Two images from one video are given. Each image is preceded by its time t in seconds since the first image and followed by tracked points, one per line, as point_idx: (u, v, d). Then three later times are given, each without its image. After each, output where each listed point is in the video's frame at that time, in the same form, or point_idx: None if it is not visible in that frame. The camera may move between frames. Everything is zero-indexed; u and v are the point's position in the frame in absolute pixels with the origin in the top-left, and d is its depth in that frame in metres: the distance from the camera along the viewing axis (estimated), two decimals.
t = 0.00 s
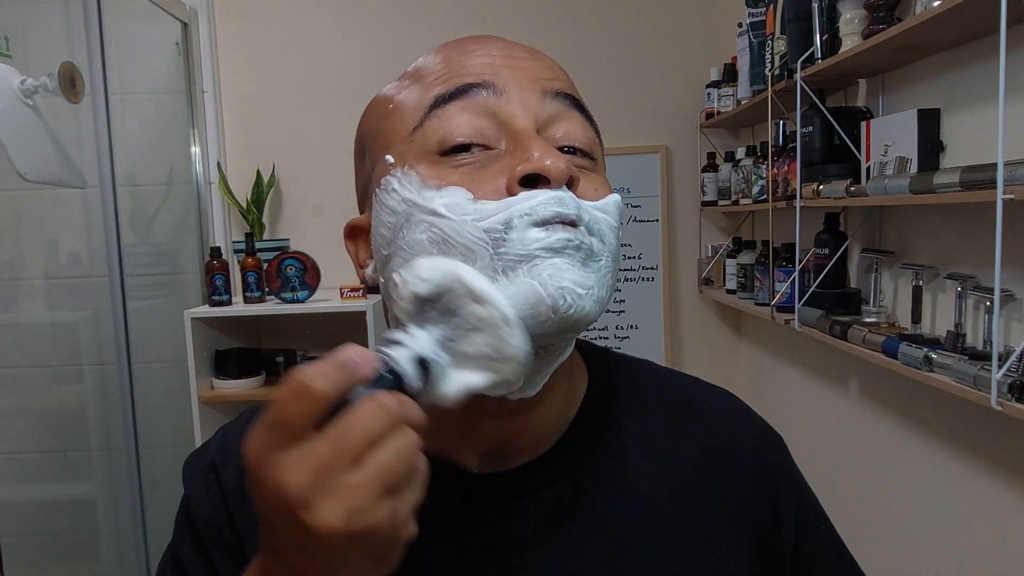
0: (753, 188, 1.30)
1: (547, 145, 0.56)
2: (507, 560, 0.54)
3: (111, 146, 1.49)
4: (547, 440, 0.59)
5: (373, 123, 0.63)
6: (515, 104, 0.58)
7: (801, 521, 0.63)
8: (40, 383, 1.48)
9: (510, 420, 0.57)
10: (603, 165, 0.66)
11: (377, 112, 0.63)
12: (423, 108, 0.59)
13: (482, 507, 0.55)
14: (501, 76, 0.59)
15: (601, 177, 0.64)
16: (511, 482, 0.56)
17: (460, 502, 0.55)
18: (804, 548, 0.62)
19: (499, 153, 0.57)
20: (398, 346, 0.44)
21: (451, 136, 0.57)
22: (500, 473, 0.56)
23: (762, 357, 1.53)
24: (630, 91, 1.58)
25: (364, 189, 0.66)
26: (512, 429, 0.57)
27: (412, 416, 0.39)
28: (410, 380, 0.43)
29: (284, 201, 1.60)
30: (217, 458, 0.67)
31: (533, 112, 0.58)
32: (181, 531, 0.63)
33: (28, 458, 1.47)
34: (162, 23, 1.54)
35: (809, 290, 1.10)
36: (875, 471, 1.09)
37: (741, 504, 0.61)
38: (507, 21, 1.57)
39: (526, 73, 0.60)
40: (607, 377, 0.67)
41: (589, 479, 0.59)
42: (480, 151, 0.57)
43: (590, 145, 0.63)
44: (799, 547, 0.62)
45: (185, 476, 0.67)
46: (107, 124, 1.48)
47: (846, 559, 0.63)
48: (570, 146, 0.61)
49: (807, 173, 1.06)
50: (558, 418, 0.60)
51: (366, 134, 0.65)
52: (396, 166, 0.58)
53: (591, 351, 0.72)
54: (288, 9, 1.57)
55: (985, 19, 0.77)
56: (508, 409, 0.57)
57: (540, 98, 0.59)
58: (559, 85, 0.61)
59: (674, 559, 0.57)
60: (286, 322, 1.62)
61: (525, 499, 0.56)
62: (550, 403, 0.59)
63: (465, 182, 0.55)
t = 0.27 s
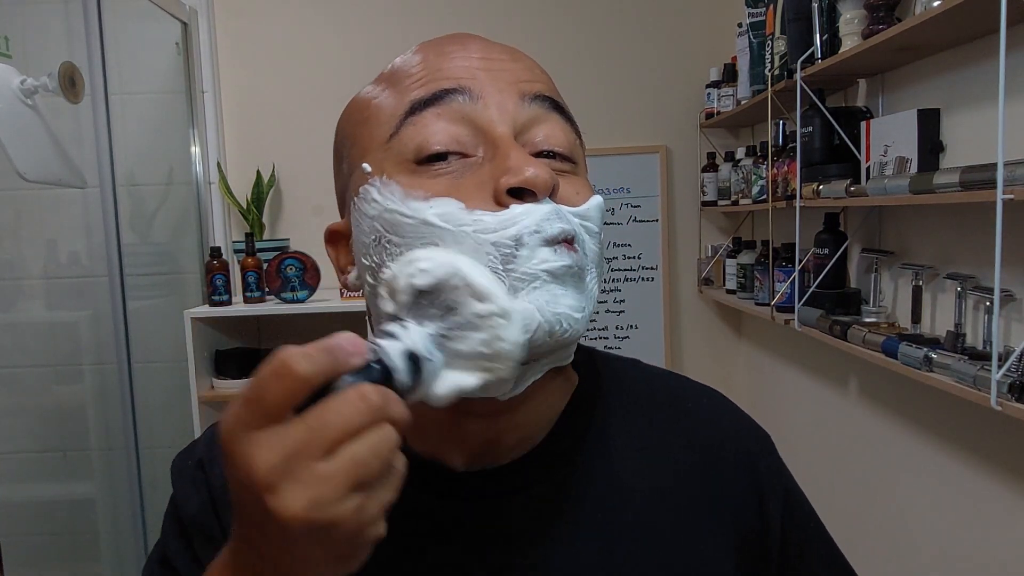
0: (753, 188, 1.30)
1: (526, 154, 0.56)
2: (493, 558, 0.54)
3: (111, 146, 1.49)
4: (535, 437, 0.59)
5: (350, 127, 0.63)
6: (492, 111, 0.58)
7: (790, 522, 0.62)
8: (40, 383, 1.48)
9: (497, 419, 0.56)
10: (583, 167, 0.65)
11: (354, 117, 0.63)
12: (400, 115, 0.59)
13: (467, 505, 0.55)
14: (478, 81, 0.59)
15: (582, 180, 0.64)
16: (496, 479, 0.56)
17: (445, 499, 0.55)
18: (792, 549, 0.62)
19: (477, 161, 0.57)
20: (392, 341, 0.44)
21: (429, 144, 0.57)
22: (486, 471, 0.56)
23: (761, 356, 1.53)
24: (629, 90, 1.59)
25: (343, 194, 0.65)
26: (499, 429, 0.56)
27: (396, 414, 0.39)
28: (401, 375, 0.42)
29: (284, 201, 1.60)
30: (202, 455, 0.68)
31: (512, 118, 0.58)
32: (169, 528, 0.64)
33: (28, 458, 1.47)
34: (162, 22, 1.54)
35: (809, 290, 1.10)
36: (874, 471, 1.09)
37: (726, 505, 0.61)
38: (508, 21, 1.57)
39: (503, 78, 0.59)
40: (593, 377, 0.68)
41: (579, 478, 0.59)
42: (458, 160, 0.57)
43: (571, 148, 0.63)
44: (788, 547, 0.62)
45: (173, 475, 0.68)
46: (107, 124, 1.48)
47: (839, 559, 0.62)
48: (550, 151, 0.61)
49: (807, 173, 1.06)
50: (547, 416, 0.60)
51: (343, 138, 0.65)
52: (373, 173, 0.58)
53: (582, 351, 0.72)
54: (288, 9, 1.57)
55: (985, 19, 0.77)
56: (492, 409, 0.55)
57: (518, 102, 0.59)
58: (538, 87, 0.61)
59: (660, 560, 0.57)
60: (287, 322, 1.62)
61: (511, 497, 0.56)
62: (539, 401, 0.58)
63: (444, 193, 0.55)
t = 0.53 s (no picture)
0: (753, 188, 1.30)
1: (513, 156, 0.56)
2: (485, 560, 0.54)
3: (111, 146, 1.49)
4: (526, 437, 0.59)
5: (337, 129, 0.63)
6: (479, 112, 0.57)
7: (778, 519, 0.63)
8: (40, 383, 1.48)
9: (488, 419, 0.57)
10: (572, 168, 0.65)
11: (341, 120, 0.63)
12: (386, 117, 0.59)
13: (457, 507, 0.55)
14: (464, 82, 0.59)
15: (571, 181, 0.64)
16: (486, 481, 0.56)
17: (434, 502, 0.55)
18: (779, 545, 0.63)
19: (464, 163, 0.57)
20: (385, 329, 0.42)
21: (415, 147, 0.57)
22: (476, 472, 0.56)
23: (761, 356, 1.53)
24: (630, 91, 1.59)
25: (331, 198, 0.66)
26: (488, 429, 0.57)
27: (388, 408, 0.38)
28: (393, 366, 0.41)
29: (284, 201, 1.60)
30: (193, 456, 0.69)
31: (499, 120, 0.58)
32: (159, 527, 0.65)
33: (28, 458, 1.47)
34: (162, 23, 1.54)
35: (809, 290, 1.10)
36: (875, 471, 1.09)
37: (717, 504, 0.61)
38: (508, 21, 1.57)
39: (490, 79, 0.59)
40: (584, 377, 0.67)
41: (571, 478, 0.59)
42: (445, 162, 0.57)
43: (559, 149, 0.62)
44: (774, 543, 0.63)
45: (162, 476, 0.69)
46: (107, 124, 1.48)
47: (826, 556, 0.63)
48: (538, 153, 0.60)
49: (807, 173, 1.06)
50: (537, 416, 0.60)
51: (330, 141, 0.65)
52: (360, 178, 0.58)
53: (575, 351, 0.72)
54: (288, 9, 1.57)
55: (986, 19, 0.76)
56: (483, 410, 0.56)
57: (504, 104, 0.59)
58: (525, 88, 0.61)
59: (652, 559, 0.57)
60: (287, 322, 1.62)
61: (501, 498, 0.56)
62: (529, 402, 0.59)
63: (431, 196, 0.55)
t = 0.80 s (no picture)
0: (753, 188, 1.30)
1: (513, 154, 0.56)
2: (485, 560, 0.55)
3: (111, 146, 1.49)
4: (527, 437, 0.59)
5: (340, 128, 0.63)
6: (481, 111, 0.58)
7: (777, 521, 0.62)
8: (40, 383, 1.48)
9: (487, 418, 0.57)
10: (574, 166, 0.66)
11: (344, 118, 0.63)
12: (388, 115, 0.59)
13: (458, 509, 0.55)
14: (466, 82, 0.59)
15: (572, 180, 0.64)
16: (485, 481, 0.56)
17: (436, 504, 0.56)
18: (777, 548, 0.62)
19: (465, 161, 0.57)
20: (408, 347, 0.43)
21: (417, 145, 0.57)
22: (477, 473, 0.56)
23: (762, 356, 1.53)
24: (630, 90, 1.59)
25: (333, 195, 0.66)
26: (488, 429, 0.57)
27: (410, 424, 0.39)
28: (416, 384, 0.41)
29: (284, 201, 1.60)
30: (194, 458, 0.69)
31: (501, 118, 0.58)
32: (162, 529, 0.65)
33: (29, 459, 1.47)
34: (162, 23, 1.54)
35: (809, 290, 1.10)
36: (875, 471, 1.09)
37: (715, 504, 0.61)
38: (508, 21, 1.57)
39: (493, 78, 0.59)
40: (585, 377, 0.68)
41: (571, 476, 0.59)
42: (446, 160, 0.57)
43: (561, 147, 0.63)
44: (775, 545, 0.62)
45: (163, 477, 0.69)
46: (107, 124, 1.47)
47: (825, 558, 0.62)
48: (539, 151, 0.60)
49: (807, 173, 1.06)
50: (538, 417, 0.60)
51: (333, 139, 0.65)
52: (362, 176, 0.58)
53: (575, 351, 0.72)
54: (289, 9, 1.57)
55: (985, 19, 0.77)
56: (483, 409, 0.56)
57: (506, 103, 0.59)
58: (527, 87, 0.61)
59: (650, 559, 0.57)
60: (287, 322, 1.62)
61: (502, 500, 0.56)
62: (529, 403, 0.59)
63: (433, 195, 0.56)
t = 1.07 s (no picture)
0: (753, 188, 1.30)
1: (521, 150, 0.56)
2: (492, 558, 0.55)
3: (111, 146, 1.48)
4: (535, 435, 0.59)
5: (351, 127, 0.64)
6: (489, 109, 0.58)
7: (782, 517, 0.63)
8: (40, 383, 1.48)
9: (495, 414, 0.56)
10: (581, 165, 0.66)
11: (354, 118, 0.64)
12: (397, 114, 0.59)
13: (464, 506, 0.56)
14: (475, 81, 0.59)
15: (579, 177, 0.64)
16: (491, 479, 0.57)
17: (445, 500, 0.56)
18: (782, 544, 0.62)
19: (473, 158, 0.57)
20: (419, 348, 0.43)
21: (426, 142, 0.57)
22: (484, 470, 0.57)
23: (761, 356, 1.53)
24: (630, 90, 1.59)
25: (343, 196, 0.66)
26: (496, 425, 0.56)
27: (425, 425, 0.39)
28: (428, 384, 0.41)
29: (284, 201, 1.60)
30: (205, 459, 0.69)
31: (509, 116, 0.58)
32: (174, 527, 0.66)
33: (29, 459, 1.47)
34: (162, 22, 1.54)
35: (809, 290, 1.10)
36: (875, 471, 1.09)
37: (717, 504, 0.61)
38: (508, 20, 1.57)
39: (501, 77, 0.60)
40: (587, 378, 0.68)
41: (573, 477, 0.59)
42: (454, 157, 0.57)
43: (568, 145, 0.63)
44: (779, 544, 0.62)
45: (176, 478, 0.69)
46: (107, 124, 1.47)
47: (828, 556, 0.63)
48: (547, 148, 0.60)
49: (807, 173, 1.06)
50: (545, 414, 0.60)
51: (344, 139, 0.65)
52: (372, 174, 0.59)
53: (579, 350, 0.73)
54: (289, 9, 1.57)
55: (986, 19, 0.77)
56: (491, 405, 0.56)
57: (514, 102, 0.59)
58: (535, 86, 0.61)
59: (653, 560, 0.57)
60: (288, 322, 1.62)
61: (511, 495, 0.57)
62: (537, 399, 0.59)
63: (442, 190, 0.56)
